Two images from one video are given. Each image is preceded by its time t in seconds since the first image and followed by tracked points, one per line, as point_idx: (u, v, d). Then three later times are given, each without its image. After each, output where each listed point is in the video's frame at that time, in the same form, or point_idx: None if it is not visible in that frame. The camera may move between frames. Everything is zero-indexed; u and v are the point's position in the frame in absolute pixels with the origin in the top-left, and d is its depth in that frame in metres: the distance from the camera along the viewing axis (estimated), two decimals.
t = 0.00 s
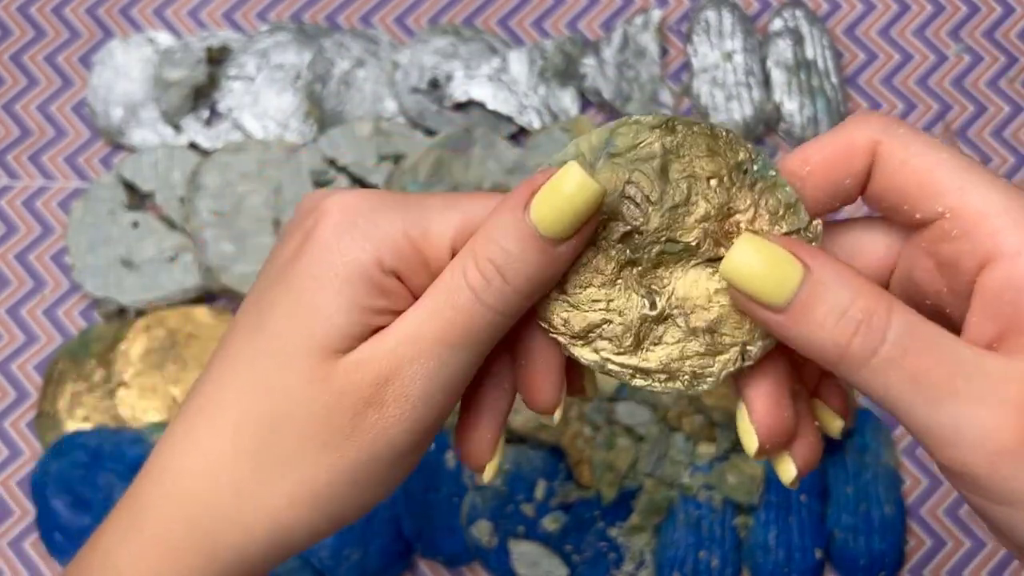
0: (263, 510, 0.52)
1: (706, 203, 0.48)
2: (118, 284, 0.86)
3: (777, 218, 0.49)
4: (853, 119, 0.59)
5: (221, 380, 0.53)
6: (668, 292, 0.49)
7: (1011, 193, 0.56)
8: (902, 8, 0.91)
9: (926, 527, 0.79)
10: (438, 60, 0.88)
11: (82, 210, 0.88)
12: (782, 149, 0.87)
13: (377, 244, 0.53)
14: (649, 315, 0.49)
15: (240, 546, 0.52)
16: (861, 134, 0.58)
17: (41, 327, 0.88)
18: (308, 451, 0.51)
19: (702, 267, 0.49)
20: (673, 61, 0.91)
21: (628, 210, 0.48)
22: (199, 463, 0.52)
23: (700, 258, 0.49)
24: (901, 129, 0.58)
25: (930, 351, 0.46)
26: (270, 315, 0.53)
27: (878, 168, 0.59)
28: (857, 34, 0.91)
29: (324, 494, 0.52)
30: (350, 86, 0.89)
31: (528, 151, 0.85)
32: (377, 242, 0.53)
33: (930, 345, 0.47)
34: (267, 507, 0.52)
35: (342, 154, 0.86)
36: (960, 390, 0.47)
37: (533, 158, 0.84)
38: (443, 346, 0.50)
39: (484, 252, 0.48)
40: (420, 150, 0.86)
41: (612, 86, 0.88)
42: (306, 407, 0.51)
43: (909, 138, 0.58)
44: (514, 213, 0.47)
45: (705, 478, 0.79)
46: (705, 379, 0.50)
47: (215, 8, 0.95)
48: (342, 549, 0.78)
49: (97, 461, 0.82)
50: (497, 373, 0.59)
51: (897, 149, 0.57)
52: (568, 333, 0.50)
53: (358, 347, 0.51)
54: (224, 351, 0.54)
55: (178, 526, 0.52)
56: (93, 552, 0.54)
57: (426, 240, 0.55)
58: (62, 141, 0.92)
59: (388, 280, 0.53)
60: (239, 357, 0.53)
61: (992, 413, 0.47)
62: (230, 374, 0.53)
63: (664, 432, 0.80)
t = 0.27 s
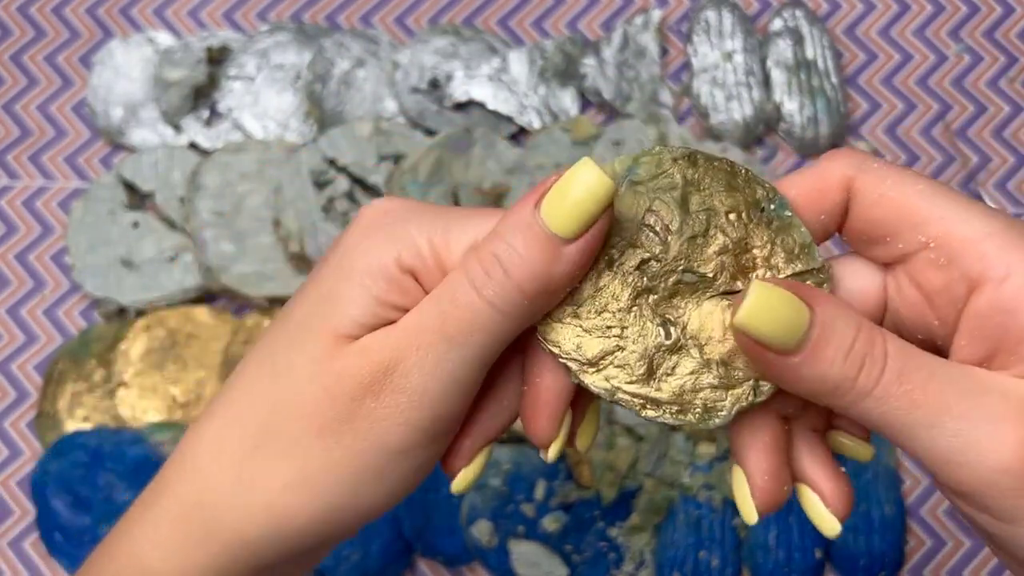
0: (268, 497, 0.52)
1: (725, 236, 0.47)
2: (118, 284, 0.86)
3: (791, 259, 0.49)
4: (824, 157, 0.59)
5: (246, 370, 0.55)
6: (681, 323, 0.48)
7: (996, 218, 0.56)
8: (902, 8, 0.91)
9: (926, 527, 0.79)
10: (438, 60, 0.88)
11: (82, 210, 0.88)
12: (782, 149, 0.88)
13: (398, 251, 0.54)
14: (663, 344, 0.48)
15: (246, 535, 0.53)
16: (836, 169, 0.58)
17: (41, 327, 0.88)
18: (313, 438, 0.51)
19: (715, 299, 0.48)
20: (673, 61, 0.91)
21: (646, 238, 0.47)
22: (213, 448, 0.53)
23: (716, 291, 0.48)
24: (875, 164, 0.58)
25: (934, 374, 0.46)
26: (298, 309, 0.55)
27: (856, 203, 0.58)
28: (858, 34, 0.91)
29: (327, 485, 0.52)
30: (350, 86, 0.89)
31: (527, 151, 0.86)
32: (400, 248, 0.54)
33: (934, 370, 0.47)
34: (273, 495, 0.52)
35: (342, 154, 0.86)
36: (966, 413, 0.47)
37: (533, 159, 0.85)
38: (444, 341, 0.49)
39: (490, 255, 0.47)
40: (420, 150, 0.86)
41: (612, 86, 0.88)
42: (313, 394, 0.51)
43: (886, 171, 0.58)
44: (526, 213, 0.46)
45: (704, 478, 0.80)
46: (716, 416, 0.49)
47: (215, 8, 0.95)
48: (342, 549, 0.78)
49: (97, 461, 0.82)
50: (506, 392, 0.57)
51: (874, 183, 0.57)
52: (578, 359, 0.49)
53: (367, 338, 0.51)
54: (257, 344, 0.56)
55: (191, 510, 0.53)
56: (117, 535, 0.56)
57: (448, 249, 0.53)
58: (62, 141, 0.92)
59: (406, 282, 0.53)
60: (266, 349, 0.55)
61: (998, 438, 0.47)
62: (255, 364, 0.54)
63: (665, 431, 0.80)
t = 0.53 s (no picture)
0: (291, 484, 0.52)
1: (737, 226, 0.47)
2: (118, 284, 0.86)
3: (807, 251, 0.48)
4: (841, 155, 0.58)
5: (274, 359, 0.55)
6: (695, 314, 0.48)
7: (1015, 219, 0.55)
8: (902, 8, 0.91)
9: (926, 527, 0.79)
10: (438, 60, 0.88)
11: (82, 210, 0.88)
12: (782, 149, 0.88)
13: (422, 246, 0.53)
14: (677, 335, 0.48)
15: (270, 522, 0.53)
16: (854, 166, 0.57)
17: (41, 327, 0.88)
18: (333, 424, 0.51)
19: (729, 291, 0.48)
20: (673, 62, 0.91)
21: (658, 230, 0.48)
22: (238, 435, 0.53)
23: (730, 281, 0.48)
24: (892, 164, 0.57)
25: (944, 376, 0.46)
26: (325, 300, 0.55)
27: (872, 201, 0.58)
28: (858, 34, 0.91)
29: (349, 471, 0.52)
30: (350, 86, 0.89)
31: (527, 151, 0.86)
32: (420, 241, 0.53)
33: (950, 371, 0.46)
34: (295, 483, 0.52)
35: (342, 154, 0.86)
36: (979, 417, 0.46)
37: (533, 158, 0.85)
38: (461, 329, 0.48)
39: (502, 247, 0.46)
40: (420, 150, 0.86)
41: (612, 86, 0.88)
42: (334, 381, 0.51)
43: (903, 170, 0.57)
44: (537, 204, 0.45)
45: (704, 477, 0.80)
46: (731, 407, 0.48)
47: (215, 8, 0.95)
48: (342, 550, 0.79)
49: (97, 461, 0.82)
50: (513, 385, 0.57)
51: (891, 182, 0.57)
52: (591, 350, 0.48)
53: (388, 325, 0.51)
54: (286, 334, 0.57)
55: (216, 496, 0.53)
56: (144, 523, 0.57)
57: (470, 246, 0.53)
58: (62, 141, 0.92)
59: (430, 277, 0.52)
60: (293, 338, 0.55)
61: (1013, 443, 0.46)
62: (282, 353, 0.55)
63: (664, 431, 0.80)
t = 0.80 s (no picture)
0: (308, 493, 0.52)
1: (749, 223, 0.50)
2: (118, 284, 0.86)
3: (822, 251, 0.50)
4: (871, 150, 0.56)
5: (285, 366, 0.55)
6: (715, 312, 0.50)
7: None
8: (902, 8, 0.91)
9: (927, 527, 0.79)
10: (437, 60, 0.88)
11: (83, 210, 0.88)
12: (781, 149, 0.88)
13: (437, 251, 0.53)
14: (698, 332, 0.49)
15: (287, 532, 0.53)
16: (882, 164, 0.55)
17: (41, 327, 0.88)
18: (351, 433, 0.51)
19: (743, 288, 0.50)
20: (673, 62, 0.91)
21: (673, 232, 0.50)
22: (250, 444, 0.53)
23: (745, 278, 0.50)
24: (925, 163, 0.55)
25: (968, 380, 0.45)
26: (336, 306, 0.55)
27: (898, 201, 0.55)
28: (858, 34, 0.91)
29: (367, 479, 0.52)
30: (350, 86, 0.89)
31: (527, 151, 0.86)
32: (436, 247, 0.53)
33: (966, 375, 0.45)
34: (311, 490, 0.52)
35: (342, 154, 0.86)
36: (994, 421, 0.46)
37: (533, 158, 0.85)
38: (481, 339, 0.48)
39: (526, 257, 0.47)
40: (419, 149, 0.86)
41: (612, 86, 0.88)
42: (351, 389, 0.51)
43: (934, 171, 0.54)
44: (559, 215, 0.46)
45: (705, 478, 0.80)
46: (759, 398, 0.48)
47: (215, 9, 0.95)
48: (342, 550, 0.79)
49: (98, 461, 0.82)
50: (537, 388, 0.56)
51: (919, 184, 0.54)
52: (613, 353, 0.50)
53: (405, 334, 0.51)
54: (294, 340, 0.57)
55: (229, 506, 0.53)
56: (153, 533, 0.56)
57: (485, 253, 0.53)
58: (62, 141, 0.92)
59: (445, 283, 0.52)
60: (304, 345, 0.55)
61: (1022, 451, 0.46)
62: (292, 360, 0.55)
63: (663, 431, 0.80)
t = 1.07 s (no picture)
0: (285, 519, 0.51)
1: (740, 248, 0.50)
2: (118, 284, 0.86)
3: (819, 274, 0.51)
4: (856, 164, 0.57)
5: (247, 384, 0.53)
6: (695, 327, 0.51)
7: None
8: (902, 8, 0.91)
9: (927, 527, 0.79)
10: (438, 60, 0.88)
11: (83, 210, 0.88)
12: (781, 149, 0.88)
13: (405, 256, 0.52)
14: (678, 348, 0.50)
15: (262, 555, 0.52)
16: (865, 179, 0.56)
17: (41, 327, 0.88)
18: (331, 459, 0.51)
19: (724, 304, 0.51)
20: (673, 62, 0.91)
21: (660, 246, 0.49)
22: (221, 468, 0.52)
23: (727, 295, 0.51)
24: (906, 176, 0.55)
25: (942, 402, 0.45)
26: (298, 319, 0.53)
27: (884, 214, 0.56)
28: (858, 34, 0.91)
29: (345, 504, 0.52)
30: (350, 86, 0.89)
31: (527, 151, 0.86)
32: (407, 252, 0.52)
33: (941, 396, 0.46)
34: (287, 513, 0.51)
35: (342, 153, 0.85)
36: (971, 442, 0.46)
37: (533, 158, 0.85)
38: (475, 367, 0.49)
39: (524, 280, 0.48)
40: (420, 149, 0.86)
41: (612, 86, 0.88)
42: (330, 415, 0.51)
43: (917, 183, 0.55)
44: (560, 244, 0.47)
45: (705, 478, 0.80)
46: (727, 411, 0.53)
47: (214, 8, 0.95)
48: (342, 549, 0.79)
49: (98, 460, 0.82)
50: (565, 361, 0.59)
51: (903, 198, 0.55)
52: (594, 361, 0.51)
53: (387, 360, 0.51)
54: (252, 353, 0.54)
55: (198, 531, 0.52)
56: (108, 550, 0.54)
57: (457, 249, 0.54)
58: (62, 141, 0.92)
59: (418, 289, 0.53)
60: (267, 361, 0.53)
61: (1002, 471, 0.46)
62: (257, 378, 0.53)
63: (664, 431, 0.80)
